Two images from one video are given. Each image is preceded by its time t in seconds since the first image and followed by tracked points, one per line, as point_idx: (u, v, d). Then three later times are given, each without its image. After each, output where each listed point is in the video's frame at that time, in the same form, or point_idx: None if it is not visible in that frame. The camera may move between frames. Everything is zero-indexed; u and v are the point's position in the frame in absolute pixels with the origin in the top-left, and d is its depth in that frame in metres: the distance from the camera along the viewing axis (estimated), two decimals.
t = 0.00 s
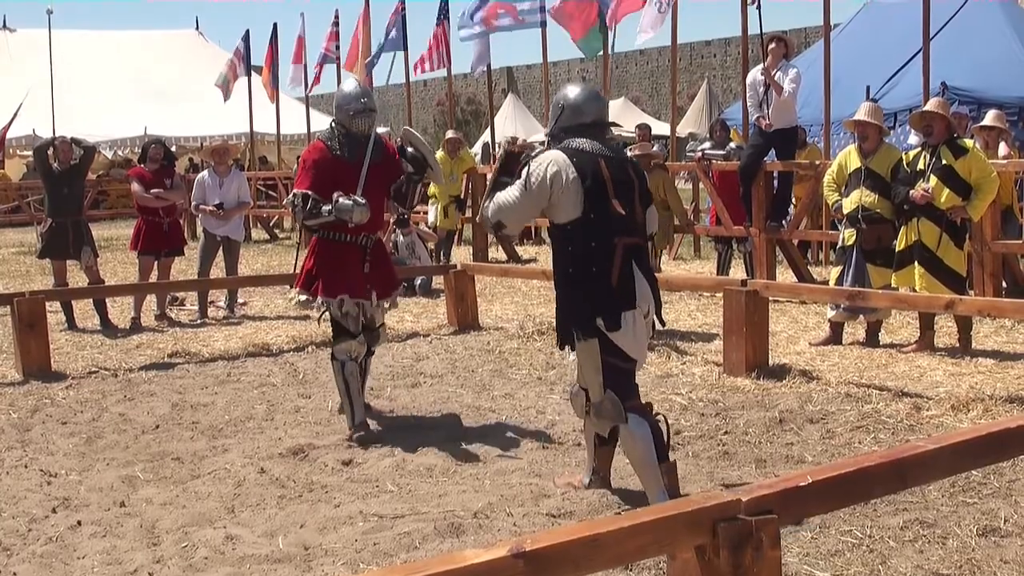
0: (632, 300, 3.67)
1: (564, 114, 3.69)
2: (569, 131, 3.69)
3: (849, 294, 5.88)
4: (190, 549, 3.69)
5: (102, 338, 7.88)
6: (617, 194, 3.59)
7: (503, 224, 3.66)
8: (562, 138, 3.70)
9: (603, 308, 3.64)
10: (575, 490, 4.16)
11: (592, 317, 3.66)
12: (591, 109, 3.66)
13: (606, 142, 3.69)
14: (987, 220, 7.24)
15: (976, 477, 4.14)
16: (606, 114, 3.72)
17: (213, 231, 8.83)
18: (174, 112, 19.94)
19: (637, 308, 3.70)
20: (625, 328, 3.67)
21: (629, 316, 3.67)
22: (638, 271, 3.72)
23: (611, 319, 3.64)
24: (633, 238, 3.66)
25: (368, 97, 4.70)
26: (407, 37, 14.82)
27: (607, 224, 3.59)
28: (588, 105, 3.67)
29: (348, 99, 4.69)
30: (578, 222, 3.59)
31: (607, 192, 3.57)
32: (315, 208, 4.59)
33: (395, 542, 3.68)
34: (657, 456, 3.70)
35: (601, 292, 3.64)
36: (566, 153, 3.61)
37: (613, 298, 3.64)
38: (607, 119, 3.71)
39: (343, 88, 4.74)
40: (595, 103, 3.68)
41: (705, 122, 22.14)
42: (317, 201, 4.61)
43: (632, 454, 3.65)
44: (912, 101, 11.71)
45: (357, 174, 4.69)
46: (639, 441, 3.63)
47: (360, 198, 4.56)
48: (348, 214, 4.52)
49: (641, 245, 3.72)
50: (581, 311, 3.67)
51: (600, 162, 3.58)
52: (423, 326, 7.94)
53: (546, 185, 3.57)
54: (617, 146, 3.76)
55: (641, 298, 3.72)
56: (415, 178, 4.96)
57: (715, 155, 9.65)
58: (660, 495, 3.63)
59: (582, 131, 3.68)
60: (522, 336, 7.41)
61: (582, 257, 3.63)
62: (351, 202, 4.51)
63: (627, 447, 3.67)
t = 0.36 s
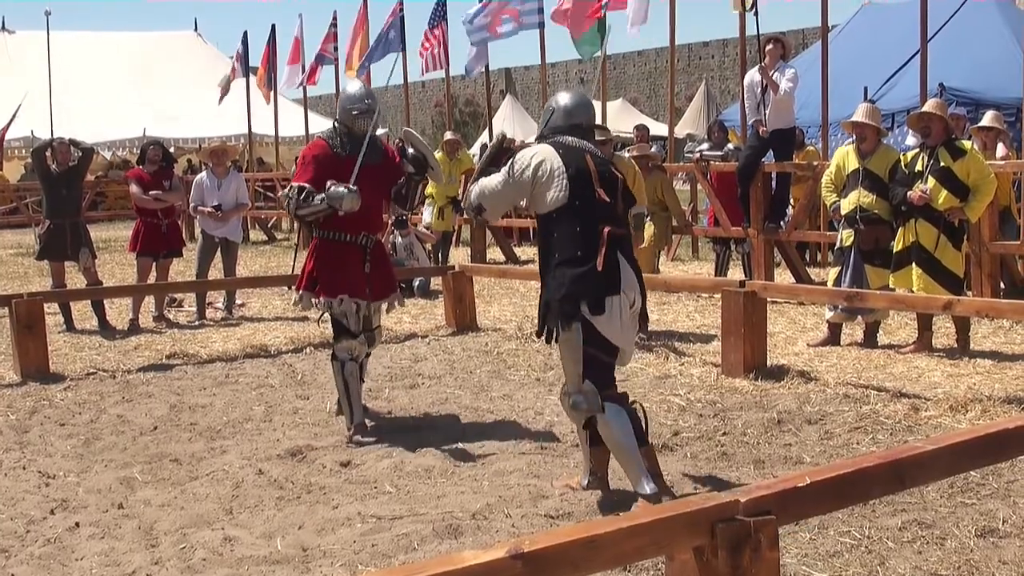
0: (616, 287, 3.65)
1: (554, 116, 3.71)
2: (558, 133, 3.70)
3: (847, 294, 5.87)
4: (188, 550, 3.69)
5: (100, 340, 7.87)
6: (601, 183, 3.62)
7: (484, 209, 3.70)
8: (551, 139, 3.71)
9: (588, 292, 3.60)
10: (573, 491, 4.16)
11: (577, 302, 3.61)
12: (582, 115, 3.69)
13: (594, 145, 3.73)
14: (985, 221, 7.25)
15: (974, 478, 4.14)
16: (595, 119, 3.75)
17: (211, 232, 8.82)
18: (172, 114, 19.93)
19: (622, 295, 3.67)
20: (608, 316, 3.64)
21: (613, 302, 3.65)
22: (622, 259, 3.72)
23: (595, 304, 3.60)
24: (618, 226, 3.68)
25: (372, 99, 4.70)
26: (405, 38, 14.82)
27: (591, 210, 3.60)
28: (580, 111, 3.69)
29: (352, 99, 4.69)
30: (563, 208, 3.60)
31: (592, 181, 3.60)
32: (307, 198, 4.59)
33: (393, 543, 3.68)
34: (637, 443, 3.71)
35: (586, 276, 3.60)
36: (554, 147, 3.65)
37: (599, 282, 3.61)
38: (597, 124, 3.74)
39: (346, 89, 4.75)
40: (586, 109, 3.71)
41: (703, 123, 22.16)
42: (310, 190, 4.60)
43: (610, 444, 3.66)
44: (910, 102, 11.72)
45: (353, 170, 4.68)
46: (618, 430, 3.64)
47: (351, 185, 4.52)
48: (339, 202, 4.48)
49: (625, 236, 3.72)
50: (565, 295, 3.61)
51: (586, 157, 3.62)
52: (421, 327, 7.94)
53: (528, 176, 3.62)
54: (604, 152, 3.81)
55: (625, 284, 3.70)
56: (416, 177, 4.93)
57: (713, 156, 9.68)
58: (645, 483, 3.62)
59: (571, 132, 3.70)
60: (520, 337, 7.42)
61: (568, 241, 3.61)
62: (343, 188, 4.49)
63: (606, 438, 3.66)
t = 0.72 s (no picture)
0: (604, 290, 3.66)
1: (547, 114, 3.70)
2: (551, 131, 3.69)
3: (845, 296, 5.87)
4: (186, 551, 3.68)
5: (98, 340, 7.86)
6: (592, 185, 3.62)
7: (484, 215, 3.67)
8: (544, 137, 3.70)
9: (577, 296, 3.62)
10: (571, 492, 4.17)
11: (565, 306, 3.63)
12: (575, 113, 3.67)
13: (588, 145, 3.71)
14: (983, 222, 7.27)
15: (971, 479, 4.14)
16: (590, 117, 3.73)
17: (209, 233, 8.81)
18: (170, 115, 19.93)
19: (610, 298, 3.68)
20: (597, 319, 3.65)
21: (602, 305, 3.66)
22: (612, 261, 3.73)
23: (583, 308, 3.62)
24: (607, 228, 3.68)
25: (377, 103, 4.69)
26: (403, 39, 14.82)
27: (581, 212, 3.60)
28: (573, 108, 3.68)
29: (356, 103, 4.68)
30: (554, 210, 3.60)
31: (582, 183, 3.59)
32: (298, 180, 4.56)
33: (391, 544, 3.68)
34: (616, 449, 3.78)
35: (575, 280, 3.62)
36: (546, 146, 3.65)
37: (587, 286, 3.62)
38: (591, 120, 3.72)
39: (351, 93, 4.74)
40: (580, 107, 3.69)
41: (701, 125, 22.17)
42: (301, 173, 4.59)
43: (590, 449, 3.70)
44: (907, 103, 11.74)
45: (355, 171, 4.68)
46: (600, 438, 3.67)
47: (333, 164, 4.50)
48: (323, 180, 4.45)
49: (615, 239, 3.73)
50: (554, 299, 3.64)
51: (578, 156, 3.61)
52: (419, 328, 7.94)
53: (524, 176, 3.61)
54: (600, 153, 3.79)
55: (614, 287, 3.71)
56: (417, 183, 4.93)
57: (711, 157, 9.68)
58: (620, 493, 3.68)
59: (565, 130, 3.69)
60: (518, 338, 7.42)
61: (558, 245, 3.63)
62: (331, 166, 4.47)
63: (586, 443, 3.70)
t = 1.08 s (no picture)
0: (601, 308, 3.67)
1: (547, 110, 3.67)
2: (552, 129, 3.67)
3: (844, 298, 5.87)
4: (186, 552, 3.68)
5: (97, 342, 7.86)
6: (594, 199, 3.60)
7: (485, 225, 3.66)
8: (547, 137, 3.68)
9: (572, 314, 3.65)
10: (571, 494, 4.16)
11: (561, 322, 3.67)
12: (574, 106, 3.65)
13: (589, 141, 3.68)
14: (982, 224, 7.27)
15: (971, 481, 4.14)
16: (591, 110, 3.71)
17: (209, 234, 8.81)
18: (171, 116, 19.95)
19: (606, 316, 3.68)
20: (592, 337, 3.67)
21: (598, 323, 3.67)
22: (612, 276, 3.71)
23: (579, 326, 3.65)
24: (607, 243, 3.67)
25: (389, 105, 4.71)
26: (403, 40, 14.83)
27: (581, 229, 3.60)
28: (571, 102, 3.65)
29: (368, 105, 4.71)
30: (553, 226, 3.61)
31: (583, 198, 3.58)
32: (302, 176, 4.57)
33: (391, 546, 3.68)
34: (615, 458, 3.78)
35: (572, 298, 3.65)
36: (546, 153, 3.61)
37: (583, 304, 3.65)
38: (592, 116, 3.69)
39: (363, 96, 4.77)
40: (579, 101, 3.67)
41: (700, 127, 22.17)
42: (306, 169, 4.59)
43: (590, 457, 3.74)
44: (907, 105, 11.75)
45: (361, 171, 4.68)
46: (598, 445, 3.71)
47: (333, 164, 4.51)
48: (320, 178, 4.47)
49: (618, 252, 3.71)
50: (550, 315, 3.69)
51: (580, 163, 3.59)
52: (419, 330, 7.94)
53: (526, 186, 3.57)
54: (606, 148, 3.75)
55: (613, 307, 3.70)
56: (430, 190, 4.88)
57: (711, 159, 9.69)
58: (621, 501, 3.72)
59: (565, 130, 3.67)
60: (518, 340, 7.41)
61: (557, 260, 3.64)
62: (331, 166, 4.49)
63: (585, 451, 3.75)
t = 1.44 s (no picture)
0: (604, 314, 3.66)
1: (558, 112, 3.66)
2: (562, 130, 3.66)
3: (848, 300, 5.87)
4: (189, 554, 3.68)
5: (101, 344, 7.87)
6: (600, 205, 3.59)
7: (486, 223, 3.66)
8: (556, 139, 3.67)
9: (574, 319, 3.65)
10: (574, 495, 4.16)
11: (564, 327, 3.68)
12: (585, 108, 3.62)
13: (599, 144, 3.66)
14: (986, 227, 7.25)
15: (976, 484, 4.13)
16: (602, 113, 3.67)
17: (213, 236, 8.82)
18: (174, 118, 19.98)
19: (610, 322, 3.68)
20: (595, 343, 3.67)
21: (600, 329, 3.67)
22: (617, 282, 3.71)
23: (580, 331, 3.65)
24: (613, 250, 3.67)
25: (396, 105, 4.69)
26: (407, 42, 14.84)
27: (586, 236, 3.61)
28: (582, 105, 3.63)
29: (374, 104, 4.70)
30: (558, 232, 3.62)
31: (588, 203, 3.58)
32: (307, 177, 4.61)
33: (394, 548, 3.68)
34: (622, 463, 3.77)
35: (575, 302, 3.65)
36: (553, 158, 3.60)
37: (586, 310, 3.65)
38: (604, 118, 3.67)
39: (371, 96, 4.75)
40: (590, 103, 3.64)
41: (704, 129, 22.16)
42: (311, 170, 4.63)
43: (597, 460, 3.72)
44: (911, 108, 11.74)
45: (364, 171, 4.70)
46: (606, 448, 3.69)
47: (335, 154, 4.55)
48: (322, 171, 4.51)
49: (624, 258, 3.71)
50: (553, 319, 3.69)
51: (586, 168, 3.58)
52: (422, 332, 7.94)
53: (531, 190, 3.57)
54: (615, 149, 3.72)
55: (617, 314, 3.70)
56: (433, 190, 4.83)
57: (714, 160, 9.66)
58: (627, 506, 3.68)
59: (574, 132, 3.66)
60: (521, 342, 7.41)
61: (562, 264, 3.66)
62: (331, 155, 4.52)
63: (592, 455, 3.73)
